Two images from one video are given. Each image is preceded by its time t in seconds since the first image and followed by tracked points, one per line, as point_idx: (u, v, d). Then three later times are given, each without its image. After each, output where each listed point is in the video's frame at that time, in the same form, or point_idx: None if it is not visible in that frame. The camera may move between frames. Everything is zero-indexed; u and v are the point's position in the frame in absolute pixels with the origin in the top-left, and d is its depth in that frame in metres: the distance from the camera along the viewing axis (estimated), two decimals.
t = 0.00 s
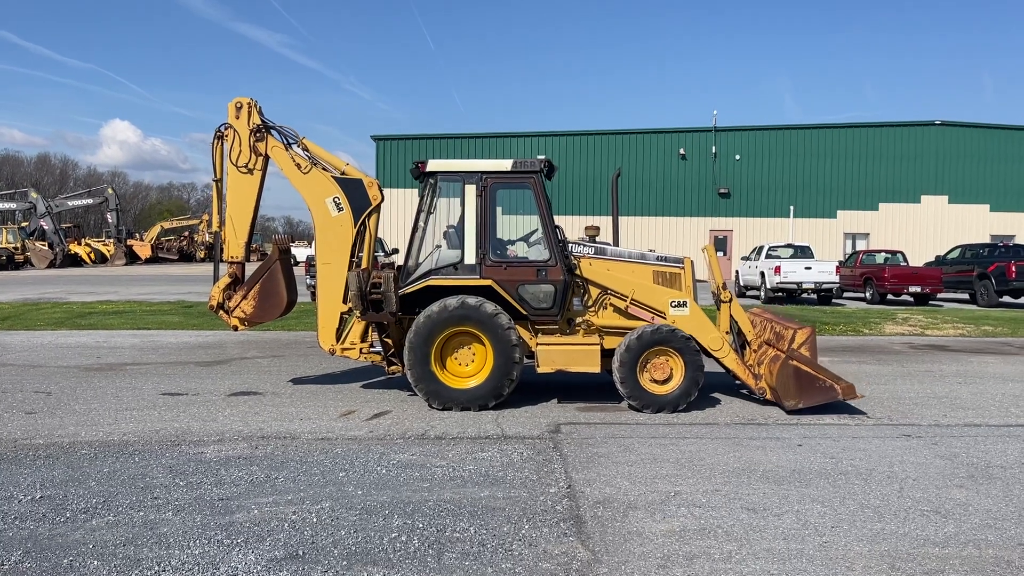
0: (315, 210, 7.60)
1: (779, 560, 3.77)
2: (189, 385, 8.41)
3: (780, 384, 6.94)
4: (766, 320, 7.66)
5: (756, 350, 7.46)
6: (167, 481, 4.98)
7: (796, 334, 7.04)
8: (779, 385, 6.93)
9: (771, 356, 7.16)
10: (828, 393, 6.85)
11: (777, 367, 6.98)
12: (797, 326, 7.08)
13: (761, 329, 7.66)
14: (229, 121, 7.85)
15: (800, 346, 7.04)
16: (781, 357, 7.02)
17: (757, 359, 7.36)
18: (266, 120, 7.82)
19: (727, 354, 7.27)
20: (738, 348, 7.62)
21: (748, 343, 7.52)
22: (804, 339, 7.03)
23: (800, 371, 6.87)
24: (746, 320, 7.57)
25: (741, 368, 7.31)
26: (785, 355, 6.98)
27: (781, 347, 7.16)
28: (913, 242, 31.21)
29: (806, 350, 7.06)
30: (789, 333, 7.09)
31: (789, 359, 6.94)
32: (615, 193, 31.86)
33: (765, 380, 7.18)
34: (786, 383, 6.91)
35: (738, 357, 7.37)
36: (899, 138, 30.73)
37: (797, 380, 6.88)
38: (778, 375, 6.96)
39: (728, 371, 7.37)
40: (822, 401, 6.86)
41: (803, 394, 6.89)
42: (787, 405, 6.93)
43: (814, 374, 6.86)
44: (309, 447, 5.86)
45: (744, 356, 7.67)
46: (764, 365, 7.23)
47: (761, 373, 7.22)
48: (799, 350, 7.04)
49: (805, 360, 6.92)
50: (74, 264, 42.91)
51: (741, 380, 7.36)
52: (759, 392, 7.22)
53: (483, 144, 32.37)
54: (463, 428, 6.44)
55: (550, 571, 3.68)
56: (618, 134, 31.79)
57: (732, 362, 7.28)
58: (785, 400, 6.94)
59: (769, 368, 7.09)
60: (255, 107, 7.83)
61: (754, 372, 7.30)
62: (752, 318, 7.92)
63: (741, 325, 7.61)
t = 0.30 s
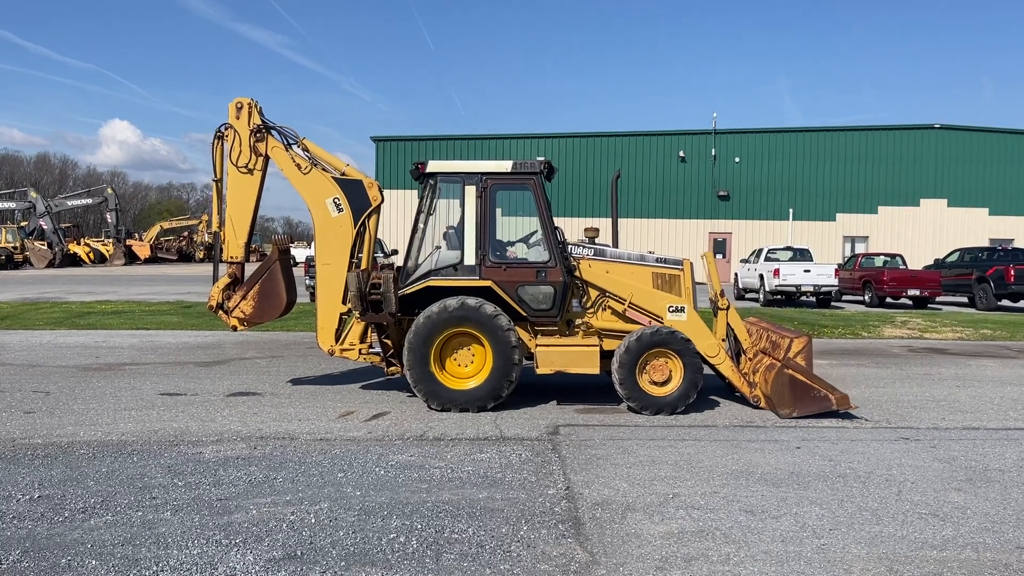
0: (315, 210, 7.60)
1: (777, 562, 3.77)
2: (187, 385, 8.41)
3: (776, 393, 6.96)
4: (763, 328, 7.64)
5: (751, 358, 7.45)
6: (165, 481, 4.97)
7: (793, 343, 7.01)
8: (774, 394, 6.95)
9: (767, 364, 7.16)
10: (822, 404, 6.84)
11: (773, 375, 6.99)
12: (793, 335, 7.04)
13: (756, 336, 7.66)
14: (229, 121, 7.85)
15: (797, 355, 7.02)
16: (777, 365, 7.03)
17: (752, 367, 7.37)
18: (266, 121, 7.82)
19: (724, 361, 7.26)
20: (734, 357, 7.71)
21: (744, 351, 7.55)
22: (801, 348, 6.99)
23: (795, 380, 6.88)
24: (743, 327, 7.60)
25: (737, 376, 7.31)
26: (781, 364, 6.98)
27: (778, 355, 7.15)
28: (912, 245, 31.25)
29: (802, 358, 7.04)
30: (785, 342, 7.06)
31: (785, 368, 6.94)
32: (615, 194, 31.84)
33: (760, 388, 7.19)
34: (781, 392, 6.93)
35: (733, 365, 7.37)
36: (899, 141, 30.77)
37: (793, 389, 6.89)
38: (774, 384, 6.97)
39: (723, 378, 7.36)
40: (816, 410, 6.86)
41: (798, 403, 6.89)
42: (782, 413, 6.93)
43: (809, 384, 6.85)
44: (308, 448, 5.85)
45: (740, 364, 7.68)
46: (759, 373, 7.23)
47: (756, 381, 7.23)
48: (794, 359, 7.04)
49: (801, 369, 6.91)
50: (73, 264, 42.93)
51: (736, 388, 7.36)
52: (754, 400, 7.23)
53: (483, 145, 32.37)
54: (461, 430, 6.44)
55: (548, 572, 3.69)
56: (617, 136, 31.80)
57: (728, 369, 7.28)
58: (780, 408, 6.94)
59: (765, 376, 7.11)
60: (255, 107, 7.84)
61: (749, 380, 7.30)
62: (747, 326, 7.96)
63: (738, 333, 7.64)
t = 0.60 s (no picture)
0: (314, 213, 7.61)
1: (775, 565, 3.77)
2: (186, 385, 8.41)
3: (774, 395, 6.94)
4: (761, 331, 7.70)
5: (750, 361, 7.43)
6: (163, 481, 4.97)
7: (791, 346, 7.01)
8: (772, 396, 6.93)
9: (765, 366, 7.17)
10: (820, 406, 6.86)
11: (771, 377, 6.98)
12: (792, 337, 7.05)
13: (755, 339, 7.72)
14: (229, 123, 7.85)
15: (795, 358, 7.01)
16: (775, 368, 7.02)
17: (750, 369, 7.36)
18: (265, 123, 7.83)
19: (722, 363, 7.26)
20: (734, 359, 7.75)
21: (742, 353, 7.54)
22: (799, 351, 6.98)
23: (794, 383, 6.87)
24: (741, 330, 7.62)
25: (735, 378, 7.32)
26: (780, 366, 6.98)
27: (776, 358, 7.15)
28: (911, 248, 31.29)
29: (800, 361, 7.02)
30: (784, 345, 7.08)
31: (784, 370, 6.92)
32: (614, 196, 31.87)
33: (758, 390, 7.20)
34: (779, 395, 6.91)
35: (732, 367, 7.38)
36: (899, 144, 30.79)
37: (791, 392, 6.87)
38: (772, 386, 6.95)
39: (721, 380, 7.37)
40: (813, 413, 6.87)
41: (797, 406, 6.88)
42: (780, 415, 6.91)
43: (808, 386, 6.86)
44: (306, 448, 5.85)
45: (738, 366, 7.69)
46: (757, 376, 7.23)
47: (755, 384, 7.23)
48: (793, 362, 7.02)
49: (799, 372, 6.92)
50: (73, 264, 42.92)
51: (734, 390, 7.38)
52: (752, 402, 7.24)
53: (483, 146, 32.37)
54: (460, 431, 6.45)
55: (546, 573, 3.70)
56: (617, 138, 31.83)
57: (726, 371, 7.29)
58: (778, 410, 6.93)
59: (763, 378, 7.11)
60: (254, 109, 7.84)
61: (747, 382, 7.30)
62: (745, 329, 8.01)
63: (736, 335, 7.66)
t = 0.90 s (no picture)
0: (313, 214, 7.61)
1: (773, 567, 3.77)
2: (185, 385, 8.41)
3: (772, 397, 6.94)
4: (761, 333, 7.71)
5: (749, 363, 7.44)
6: (161, 482, 4.97)
7: (790, 348, 7.06)
8: (771, 398, 6.92)
9: (764, 369, 7.17)
10: (819, 408, 6.85)
11: (770, 380, 6.98)
12: (791, 340, 7.10)
13: (754, 341, 7.75)
14: (228, 124, 7.85)
15: (794, 360, 7.06)
16: (774, 369, 7.04)
17: (750, 371, 7.37)
18: (265, 124, 7.83)
19: (721, 365, 7.26)
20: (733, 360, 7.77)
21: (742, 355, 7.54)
22: (798, 352, 7.03)
23: (792, 385, 6.87)
24: (741, 332, 7.62)
25: (734, 380, 7.32)
26: (779, 368, 7.00)
27: (775, 360, 7.20)
28: (910, 251, 31.33)
29: (799, 363, 7.06)
30: (783, 347, 7.13)
31: (782, 372, 6.94)
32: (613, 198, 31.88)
33: (757, 392, 7.20)
34: (778, 397, 6.90)
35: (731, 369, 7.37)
36: (898, 147, 30.81)
37: (789, 394, 6.87)
38: (771, 388, 6.94)
39: (720, 381, 7.37)
40: (812, 415, 6.87)
41: (795, 408, 6.88)
42: (778, 417, 6.91)
43: (806, 389, 6.86)
44: (305, 449, 5.85)
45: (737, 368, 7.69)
46: (756, 378, 7.23)
47: (753, 385, 7.23)
48: (791, 364, 7.06)
49: (798, 374, 6.93)
50: (72, 264, 42.89)
51: (733, 392, 7.38)
52: (750, 404, 7.24)
53: (482, 148, 32.37)
54: (459, 432, 6.45)
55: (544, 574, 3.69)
56: (617, 140, 31.84)
57: (725, 373, 7.29)
58: (776, 412, 6.93)
59: (762, 380, 7.12)
60: (254, 110, 7.85)
61: (746, 384, 7.30)
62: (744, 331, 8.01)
63: (735, 337, 7.66)
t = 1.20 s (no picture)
0: (313, 214, 7.61)
1: (771, 568, 3.77)
2: (184, 386, 8.41)
3: (771, 399, 6.94)
4: (760, 335, 7.73)
5: (748, 364, 7.45)
6: (160, 482, 4.96)
7: (790, 350, 7.08)
8: (769, 400, 6.92)
9: (763, 370, 7.17)
10: (817, 410, 6.86)
11: (769, 381, 6.98)
12: (790, 341, 7.12)
13: (752, 343, 7.75)
14: (228, 124, 7.85)
15: (793, 362, 7.07)
16: (773, 371, 7.05)
17: (748, 373, 7.37)
18: (264, 124, 7.84)
19: (719, 367, 7.26)
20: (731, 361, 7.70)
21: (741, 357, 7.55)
22: (797, 354, 7.05)
23: (791, 387, 6.88)
24: (739, 333, 7.62)
25: (733, 382, 7.32)
26: (777, 370, 7.00)
27: (774, 362, 7.21)
28: (909, 253, 31.35)
29: (798, 365, 7.08)
30: (782, 349, 7.14)
31: (781, 374, 6.94)
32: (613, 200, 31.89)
33: (756, 394, 7.20)
34: (777, 399, 6.90)
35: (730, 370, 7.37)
36: (898, 150, 30.84)
37: (788, 395, 6.88)
38: (770, 390, 6.94)
39: (719, 383, 7.37)
40: (810, 417, 6.87)
41: (794, 410, 6.89)
42: (777, 419, 6.91)
43: (805, 390, 6.86)
44: (304, 450, 5.85)
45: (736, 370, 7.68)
46: (755, 379, 7.23)
47: (752, 387, 7.23)
48: (790, 366, 7.08)
49: (796, 375, 6.94)
50: (71, 264, 42.92)
51: (732, 393, 7.38)
52: (749, 406, 7.24)
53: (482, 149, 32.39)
54: (458, 433, 6.44)
55: None
56: (616, 141, 31.86)
57: (723, 374, 7.29)
58: (775, 414, 6.93)
59: (760, 382, 7.12)
60: (254, 110, 7.85)
61: (744, 386, 7.30)
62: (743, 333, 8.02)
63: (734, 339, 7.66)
